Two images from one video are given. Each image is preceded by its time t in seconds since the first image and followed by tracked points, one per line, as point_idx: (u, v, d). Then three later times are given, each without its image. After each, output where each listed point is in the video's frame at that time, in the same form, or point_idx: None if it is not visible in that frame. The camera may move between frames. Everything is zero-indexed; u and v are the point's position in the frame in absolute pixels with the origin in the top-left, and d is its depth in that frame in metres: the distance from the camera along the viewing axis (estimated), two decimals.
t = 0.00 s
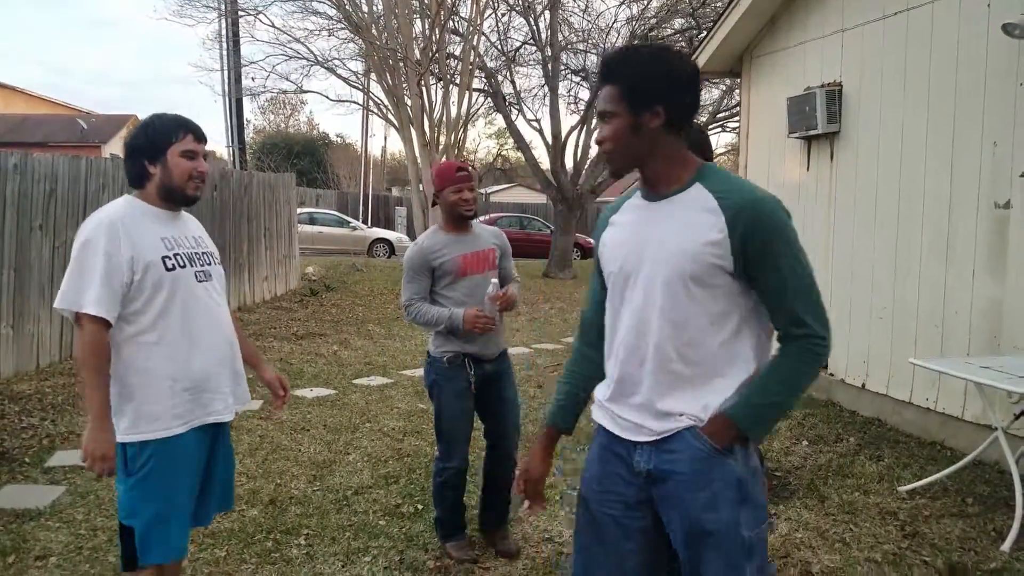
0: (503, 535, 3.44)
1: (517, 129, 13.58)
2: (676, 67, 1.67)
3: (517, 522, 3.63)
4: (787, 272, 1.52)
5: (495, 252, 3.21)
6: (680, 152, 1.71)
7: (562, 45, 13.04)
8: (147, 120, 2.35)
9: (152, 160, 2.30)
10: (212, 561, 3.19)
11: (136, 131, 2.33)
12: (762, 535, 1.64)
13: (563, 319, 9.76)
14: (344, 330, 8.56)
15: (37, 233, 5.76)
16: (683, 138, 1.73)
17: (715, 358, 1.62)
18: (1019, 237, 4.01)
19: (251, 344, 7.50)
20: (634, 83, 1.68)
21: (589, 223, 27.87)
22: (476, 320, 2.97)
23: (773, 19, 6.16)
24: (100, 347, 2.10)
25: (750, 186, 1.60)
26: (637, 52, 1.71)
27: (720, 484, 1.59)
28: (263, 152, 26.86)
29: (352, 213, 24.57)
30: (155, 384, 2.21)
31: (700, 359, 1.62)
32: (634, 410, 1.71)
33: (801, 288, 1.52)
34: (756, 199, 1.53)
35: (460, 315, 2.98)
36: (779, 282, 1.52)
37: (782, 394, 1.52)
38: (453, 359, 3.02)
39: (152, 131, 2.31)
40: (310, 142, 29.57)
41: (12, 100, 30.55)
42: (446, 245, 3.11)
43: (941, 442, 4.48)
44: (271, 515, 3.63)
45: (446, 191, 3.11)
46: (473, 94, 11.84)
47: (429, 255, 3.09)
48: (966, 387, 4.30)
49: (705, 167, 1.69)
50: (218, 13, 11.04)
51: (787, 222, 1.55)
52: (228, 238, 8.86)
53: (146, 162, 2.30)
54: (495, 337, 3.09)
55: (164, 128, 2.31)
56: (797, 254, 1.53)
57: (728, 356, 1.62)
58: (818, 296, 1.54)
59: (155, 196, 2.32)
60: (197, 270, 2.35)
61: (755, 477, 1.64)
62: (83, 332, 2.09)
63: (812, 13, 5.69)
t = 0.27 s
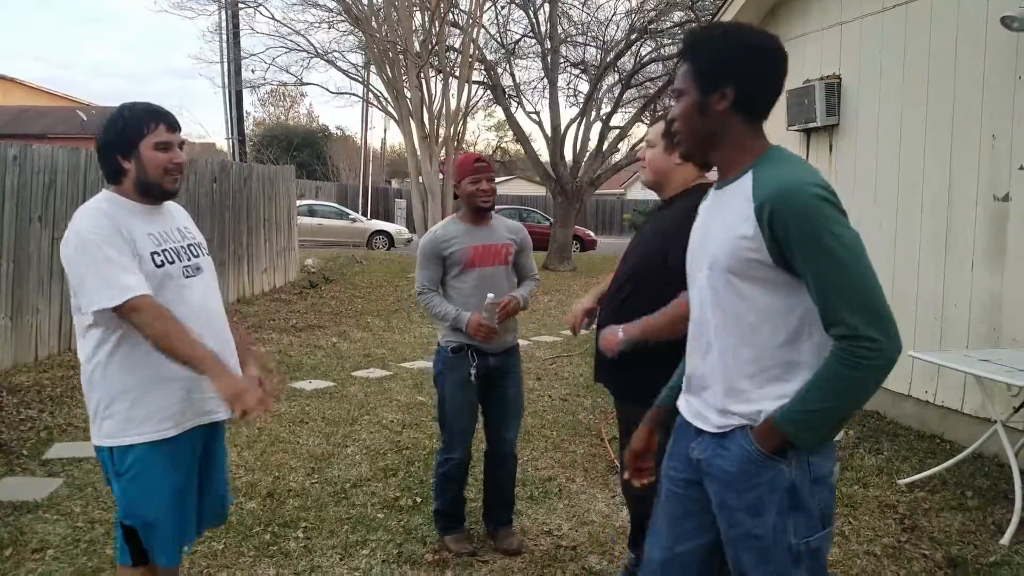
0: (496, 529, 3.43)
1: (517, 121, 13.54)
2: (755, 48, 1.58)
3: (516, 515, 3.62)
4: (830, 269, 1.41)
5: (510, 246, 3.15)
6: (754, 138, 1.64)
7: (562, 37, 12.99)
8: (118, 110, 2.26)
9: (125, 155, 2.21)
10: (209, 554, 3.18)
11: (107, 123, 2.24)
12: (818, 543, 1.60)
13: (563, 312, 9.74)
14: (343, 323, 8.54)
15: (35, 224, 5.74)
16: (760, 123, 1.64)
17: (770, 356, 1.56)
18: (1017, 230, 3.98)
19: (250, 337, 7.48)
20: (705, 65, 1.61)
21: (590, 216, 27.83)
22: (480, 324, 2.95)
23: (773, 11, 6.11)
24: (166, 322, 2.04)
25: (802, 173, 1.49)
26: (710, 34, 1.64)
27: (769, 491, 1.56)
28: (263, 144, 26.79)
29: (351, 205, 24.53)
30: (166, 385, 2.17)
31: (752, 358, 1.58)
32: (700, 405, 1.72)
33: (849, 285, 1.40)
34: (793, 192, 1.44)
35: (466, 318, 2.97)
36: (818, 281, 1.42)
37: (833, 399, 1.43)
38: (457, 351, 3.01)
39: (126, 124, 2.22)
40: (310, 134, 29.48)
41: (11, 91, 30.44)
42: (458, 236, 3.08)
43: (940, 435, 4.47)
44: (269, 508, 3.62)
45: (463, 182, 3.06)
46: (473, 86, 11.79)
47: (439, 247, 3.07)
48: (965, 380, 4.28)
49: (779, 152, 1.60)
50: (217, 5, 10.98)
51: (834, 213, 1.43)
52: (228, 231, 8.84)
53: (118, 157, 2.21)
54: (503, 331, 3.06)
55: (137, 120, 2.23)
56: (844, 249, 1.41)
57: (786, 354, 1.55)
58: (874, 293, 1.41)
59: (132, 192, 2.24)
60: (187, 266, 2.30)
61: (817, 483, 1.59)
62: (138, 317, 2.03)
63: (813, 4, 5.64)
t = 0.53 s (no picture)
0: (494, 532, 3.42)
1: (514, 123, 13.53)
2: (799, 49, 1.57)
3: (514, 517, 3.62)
4: (828, 272, 1.41)
5: (520, 251, 3.11)
6: (793, 138, 1.63)
7: (559, 39, 13.00)
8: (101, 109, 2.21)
9: (115, 155, 2.16)
10: (207, 557, 3.17)
11: (92, 121, 2.18)
12: (830, 542, 1.57)
13: (560, 312, 9.75)
14: (341, 324, 8.54)
15: (33, 227, 5.72)
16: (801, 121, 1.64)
17: (785, 352, 1.59)
18: (1013, 229, 3.99)
19: (248, 339, 7.47)
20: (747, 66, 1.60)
21: (587, 217, 27.86)
22: (479, 329, 2.94)
23: (769, 12, 6.12)
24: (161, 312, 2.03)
25: (813, 174, 1.48)
26: (751, 32, 1.62)
27: (775, 483, 1.59)
28: (260, 146, 26.78)
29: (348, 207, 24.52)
30: (164, 394, 2.16)
31: (770, 354, 1.62)
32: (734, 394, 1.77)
33: (847, 289, 1.41)
34: (793, 195, 1.44)
35: (465, 320, 2.97)
36: (816, 284, 1.43)
37: (832, 400, 1.45)
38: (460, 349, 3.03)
39: (113, 123, 2.17)
40: (307, 136, 29.47)
41: (7, 93, 30.37)
42: (467, 236, 3.08)
43: (938, 435, 4.47)
44: (266, 511, 3.61)
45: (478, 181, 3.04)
46: (470, 87, 11.79)
47: (448, 245, 3.07)
48: (963, 379, 4.28)
49: (816, 150, 1.59)
50: (214, 7, 10.98)
51: (838, 216, 1.42)
52: (225, 233, 8.83)
53: (109, 156, 2.16)
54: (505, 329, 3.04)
55: (124, 118, 2.18)
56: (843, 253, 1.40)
57: (801, 350, 1.57)
58: (874, 296, 1.41)
59: (122, 192, 2.20)
60: (177, 271, 2.29)
61: (831, 483, 1.57)
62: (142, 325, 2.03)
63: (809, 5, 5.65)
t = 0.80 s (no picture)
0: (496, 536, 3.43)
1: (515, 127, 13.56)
2: (823, 60, 1.58)
3: (516, 521, 3.61)
4: (823, 281, 1.43)
5: (525, 260, 3.10)
6: (821, 146, 1.63)
7: (559, 44, 13.02)
8: (124, 109, 2.05)
9: (148, 158, 2.02)
10: (209, 562, 3.17)
11: (116, 121, 2.01)
12: (826, 526, 1.57)
13: (562, 316, 9.75)
14: (343, 329, 8.54)
15: (34, 233, 5.73)
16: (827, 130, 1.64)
17: (791, 353, 1.61)
18: (1014, 231, 3.99)
19: (249, 344, 7.47)
20: (772, 75, 1.60)
21: (589, 220, 27.87)
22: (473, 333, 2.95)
23: (769, 17, 6.13)
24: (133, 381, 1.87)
25: (820, 182, 1.49)
26: (774, 43, 1.63)
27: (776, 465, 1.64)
28: (262, 151, 26.83)
29: (350, 211, 24.55)
30: (181, 408, 2.04)
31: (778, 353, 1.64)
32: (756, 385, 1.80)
33: (841, 296, 1.42)
34: (794, 205, 1.47)
35: (461, 324, 2.98)
36: (814, 290, 1.46)
37: (823, 398, 1.48)
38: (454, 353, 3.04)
39: (146, 125, 2.02)
40: (309, 141, 29.51)
41: (9, 99, 30.46)
42: (473, 240, 3.08)
43: (940, 438, 4.47)
44: (269, 516, 3.61)
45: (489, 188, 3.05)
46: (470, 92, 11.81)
47: (453, 247, 3.08)
48: (964, 382, 4.27)
49: (841, 158, 1.59)
50: (215, 13, 11.01)
51: (838, 225, 1.43)
52: (227, 238, 8.84)
53: (137, 159, 2.01)
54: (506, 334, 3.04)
55: (158, 119, 2.04)
56: (839, 262, 1.42)
57: (806, 352, 1.59)
58: (870, 303, 1.43)
59: (145, 198, 2.04)
60: (190, 278, 2.13)
61: (830, 470, 1.58)
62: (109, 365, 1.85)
63: (810, 9, 5.66)
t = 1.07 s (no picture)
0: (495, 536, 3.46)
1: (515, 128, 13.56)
2: (832, 63, 1.59)
3: (514, 522, 3.61)
4: (845, 274, 1.43)
5: (518, 261, 3.10)
6: (833, 148, 1.63)
7: (559, 45, 13.03)
8: (143, 110, 2.02)
9: (174, 165, 2.02)
10: (207, 561, 3.17)
11: (147, 129, 1.98)
12: (812, 513, 1.58)
13: (561, 318, 9.75)
14: (341, 329, 8.54)
15: (33, 231, 5.73)
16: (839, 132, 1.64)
17: (806, 348, 1.61)
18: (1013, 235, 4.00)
19: (247, 344, 7.47)
20: (782, 79, 1.61)
21: (587, 222, 27.88)
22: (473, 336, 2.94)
23: (769, 19, 6.13)
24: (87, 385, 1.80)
25: (840, 180, 1.50)
26: (785, 46, 1.63)
27: (772, 447, 1.64)
28: (261, 150, 26.82)
29: (348, 211, 24.54)
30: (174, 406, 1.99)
31: (791, 348, 1.64)
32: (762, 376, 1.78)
33: (864, 290, 1.42)
34: (814, 200, 1.48)
35: (457, 328, 2.97)
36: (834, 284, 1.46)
37: (839, 388, 1.48)
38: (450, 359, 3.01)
39: (174, 130, 2.01)
40: (308, 141, 29.50)
41: (8, 97, 30.42)
42: (465, 242, 3.09)
43: (938, 441, 4.48)
44: (267, 515, 3.61)
45: (484, 188, 3.06)
46: (470, 93, 11.82)
47: (446, 251, 3.09)
48: (963, 385, 4.28)
49: (853, 160, 1.59)
50: (216, 12, 11.00)
51: (860, 220, 1.44)
52: (226, 237, 8.83)
53: (167, 166, 2.01)
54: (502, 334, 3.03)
55: (184, 125, 2.03)
56: (861, 255, 1.42)
57: (821, 347, 1.59)
58: (891, 296, 1.43)
59: (168, 202, 2.04)
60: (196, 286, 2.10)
61: (824, 460, 1.58)
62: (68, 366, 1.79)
63: (811, 12, 5.67)
